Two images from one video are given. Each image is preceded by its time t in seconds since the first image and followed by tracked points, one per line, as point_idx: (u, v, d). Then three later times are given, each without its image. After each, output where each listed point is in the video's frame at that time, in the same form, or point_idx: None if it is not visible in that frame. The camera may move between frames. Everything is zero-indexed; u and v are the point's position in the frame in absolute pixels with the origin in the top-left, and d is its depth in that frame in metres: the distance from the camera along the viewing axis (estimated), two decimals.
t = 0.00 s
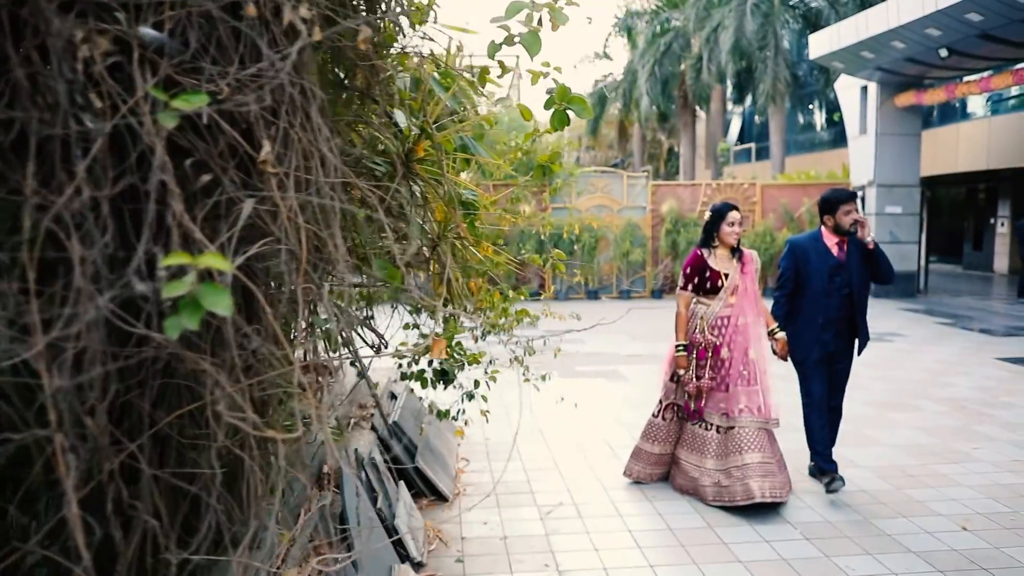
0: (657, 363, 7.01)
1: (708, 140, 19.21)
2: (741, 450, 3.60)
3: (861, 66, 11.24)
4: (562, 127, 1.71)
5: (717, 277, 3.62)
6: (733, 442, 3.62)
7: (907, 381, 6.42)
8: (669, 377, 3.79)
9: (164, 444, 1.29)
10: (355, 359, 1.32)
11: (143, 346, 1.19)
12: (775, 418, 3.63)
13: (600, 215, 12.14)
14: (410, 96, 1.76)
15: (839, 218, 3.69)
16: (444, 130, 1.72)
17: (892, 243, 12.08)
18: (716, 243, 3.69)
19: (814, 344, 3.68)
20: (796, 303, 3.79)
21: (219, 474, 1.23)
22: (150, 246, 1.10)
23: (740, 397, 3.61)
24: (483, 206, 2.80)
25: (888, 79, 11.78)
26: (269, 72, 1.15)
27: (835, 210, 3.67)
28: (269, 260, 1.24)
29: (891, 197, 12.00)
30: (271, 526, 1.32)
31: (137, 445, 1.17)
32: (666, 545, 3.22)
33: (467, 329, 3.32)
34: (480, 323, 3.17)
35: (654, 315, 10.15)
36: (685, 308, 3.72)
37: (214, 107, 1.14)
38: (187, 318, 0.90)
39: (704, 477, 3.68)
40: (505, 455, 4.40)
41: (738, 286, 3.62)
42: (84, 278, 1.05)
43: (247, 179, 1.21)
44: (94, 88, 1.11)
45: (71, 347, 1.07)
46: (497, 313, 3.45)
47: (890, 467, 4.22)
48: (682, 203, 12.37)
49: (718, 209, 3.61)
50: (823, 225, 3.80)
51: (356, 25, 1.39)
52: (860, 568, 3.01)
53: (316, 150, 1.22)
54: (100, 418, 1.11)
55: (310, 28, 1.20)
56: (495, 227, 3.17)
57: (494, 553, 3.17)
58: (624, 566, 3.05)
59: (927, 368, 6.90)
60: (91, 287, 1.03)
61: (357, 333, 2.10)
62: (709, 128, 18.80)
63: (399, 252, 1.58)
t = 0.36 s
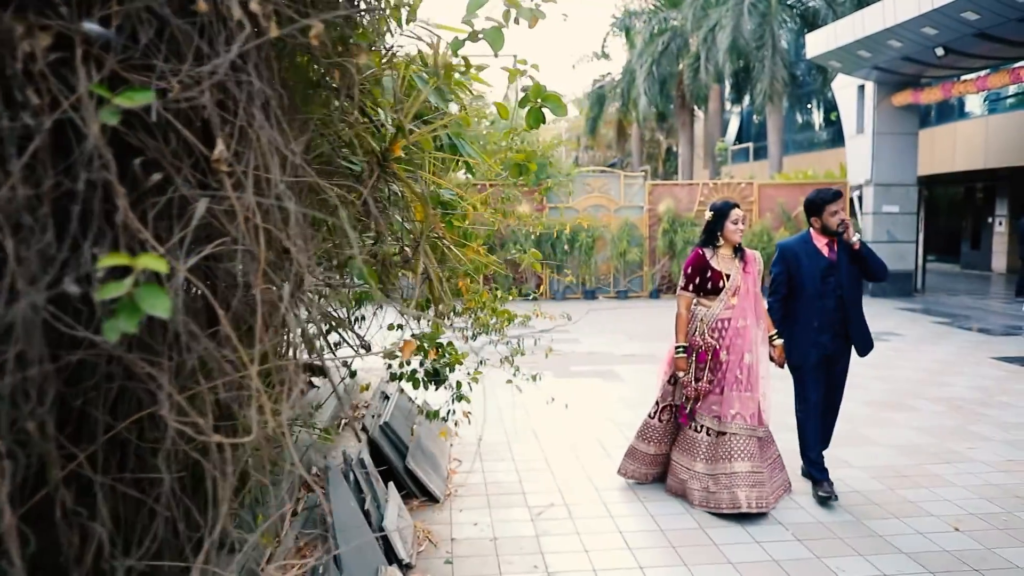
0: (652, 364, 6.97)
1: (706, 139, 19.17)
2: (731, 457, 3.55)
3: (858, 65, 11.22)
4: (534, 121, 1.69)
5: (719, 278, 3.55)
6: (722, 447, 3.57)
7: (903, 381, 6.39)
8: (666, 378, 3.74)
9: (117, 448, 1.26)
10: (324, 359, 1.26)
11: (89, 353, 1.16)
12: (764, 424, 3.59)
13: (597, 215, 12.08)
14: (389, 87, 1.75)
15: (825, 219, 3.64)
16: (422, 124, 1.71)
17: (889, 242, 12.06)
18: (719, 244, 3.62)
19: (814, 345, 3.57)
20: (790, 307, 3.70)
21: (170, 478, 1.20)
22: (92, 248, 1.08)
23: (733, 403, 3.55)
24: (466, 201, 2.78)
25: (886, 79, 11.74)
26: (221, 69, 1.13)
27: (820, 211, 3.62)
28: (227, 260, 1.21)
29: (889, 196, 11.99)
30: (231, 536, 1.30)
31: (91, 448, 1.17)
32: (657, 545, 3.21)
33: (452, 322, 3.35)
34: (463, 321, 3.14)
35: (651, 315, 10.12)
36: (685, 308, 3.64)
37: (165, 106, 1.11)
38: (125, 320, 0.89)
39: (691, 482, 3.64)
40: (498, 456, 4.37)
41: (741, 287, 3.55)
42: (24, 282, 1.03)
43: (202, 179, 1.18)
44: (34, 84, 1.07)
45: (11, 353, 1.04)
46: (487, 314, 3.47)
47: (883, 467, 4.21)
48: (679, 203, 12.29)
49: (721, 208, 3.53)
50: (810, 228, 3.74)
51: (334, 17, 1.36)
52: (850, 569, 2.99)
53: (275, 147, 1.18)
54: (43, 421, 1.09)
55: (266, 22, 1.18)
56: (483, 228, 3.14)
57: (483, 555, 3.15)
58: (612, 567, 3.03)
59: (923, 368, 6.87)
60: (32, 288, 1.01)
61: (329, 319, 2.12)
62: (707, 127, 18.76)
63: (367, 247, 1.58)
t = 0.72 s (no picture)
0: (648, 364, 6.97)
1: (705, 139, 19.14)
2: (730, 464, 3.51)
3: (856, 65, 11.20)
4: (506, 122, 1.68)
5: (720, 278, 3.46)
6: (721, 453, 3.51)
7: (897, 381, 6.38)
8: (664, 381, 3.67)
9: (70, 452, 1.28)
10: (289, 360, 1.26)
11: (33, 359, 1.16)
12: (764, 429, 3.55)
13: (594, 215, 12.05)
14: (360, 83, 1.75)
15: (813, 219, 3.59)
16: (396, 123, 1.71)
17: (887, 242, 12.05)
18: (720, 242, 3.53)
19: (805, 349, 3.54)
20: (780, 312, 3.67)
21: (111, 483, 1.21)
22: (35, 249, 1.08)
23: (733, 408, 3.49)
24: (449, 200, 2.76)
25: (883, 79, 11.71)
26: (167, 71, 1.12)
27: (809, 212, 3.58)
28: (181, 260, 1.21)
29: (886, 196, 11.99)
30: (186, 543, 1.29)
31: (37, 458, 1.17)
32: (648, 548, 3.19)
33: (437, 322, 3.35)
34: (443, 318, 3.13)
35: (647, 315, 10.10)
36: (685, 309, 3.56)
37: (112, 99, 1.10)
38: (55, 324, 0.94)
39: (687, 487, 3.60)
40: (489, 457, 4.36)
41: (742, 288, 3.46)
42: None
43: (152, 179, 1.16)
44: None
45: None
46: (476, 315, 3.49)
47: (876, 468, 4.19)
48: (676, 203, 12.17)
49: (724, 206, 3.45)
50: (799, 229, 3.70)
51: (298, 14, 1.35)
52: (840, 572, 2.98)
53: (232, 149, 1.17)
54: None
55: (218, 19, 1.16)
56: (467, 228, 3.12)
57: (471, 557, 3.14)
58: (602, 569, 3.02)
59: (918, 368, 6.87)
60: None
61: (301, 309, 2.15)
62: (706, 127, 18.73)
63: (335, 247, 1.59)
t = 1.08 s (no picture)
0: (643, 364, 6.94)
1: (703, 138, 19.09)
2: (733, 470, 3.47)
3: (853, 64, 11.17)
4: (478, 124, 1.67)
5: (717, 280, 3.44)
6: (723, 459, 3.48)
7: (892, 381, 6.36)
8: (659, 385, 3.61)
9: (18, 460, 1.39)
10: (242, 362, 1.27)
11: None
12: (764, 433, 3.53)
13: (591, 215, 12.02)
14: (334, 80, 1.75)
15: (802, 219, 3.57)
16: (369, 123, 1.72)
17: (883, 242, 12.04)
18: (718, 243, 3.51)
19: (795, 351, 3.52)
20: (769, 313, 3.64)
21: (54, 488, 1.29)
22: None
23: (733, 412, 3.46)
24: (430, 198, 2.75)
25: (881, 78, 11.67)
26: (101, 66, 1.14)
27: (798, 212, 3.55)
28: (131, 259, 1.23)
29: (883, 196, 11.97)
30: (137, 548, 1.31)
31: None
32: (637, 550, 3.17)
33: (425, 321, 3.34)
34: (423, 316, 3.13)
35: (644, 315, 10.06)
36: (681, 311, 3.52)
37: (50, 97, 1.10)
38: None
39: (687, 498, 3.52)
40: (480, 458, 4.34)
41: (740, 290, 3.44)
42: None
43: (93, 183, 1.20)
44: None
45: None
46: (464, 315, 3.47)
47: (869, 469, 4.17)
48: (673, 203, 12.13)
49: (722, 206, 3.42)
50: (788, 230, 3.67)
51: (257, 11, 1.34)
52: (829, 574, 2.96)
53: (180, 152, 1.18)
54: None
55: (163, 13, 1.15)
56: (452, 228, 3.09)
57: (458, 559, 3.12)
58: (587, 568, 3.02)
59: (913, 368, 6.84)
60: None
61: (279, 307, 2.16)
62: (704, 126, 18.68)
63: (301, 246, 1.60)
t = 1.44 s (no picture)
0: (637, 364, 6.93)
1: (701, 138, 19.05)
2: (735, 473, 3.42)
3: (849, 63, 11.14)
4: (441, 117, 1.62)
5: (711, 280, 3.39)
6: (724, 463, 3.42)
7: (887, 381, 6.33)
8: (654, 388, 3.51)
9: None
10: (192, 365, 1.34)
11: None
12: (762, 434, 3.49)
13: (587, 215, 12.00)
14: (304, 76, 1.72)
15: (791, 218, 3.53)
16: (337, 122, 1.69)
17: (881, 241, 12.03)
18: (711, 243, 3.47)
19: (784, 353, 3.51)
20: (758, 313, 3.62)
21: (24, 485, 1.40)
22: None
23: (731, 414, 3.41)
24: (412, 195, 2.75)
25: (877, 78, 11.66)
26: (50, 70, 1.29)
27: (787, 210, 3.51)
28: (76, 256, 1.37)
29: (880, 196, 11.95)
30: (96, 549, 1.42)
31: None
32: (624, 551, 3.15)
33: (411, 321, 3.32)
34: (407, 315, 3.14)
35: (641, 316, 10.02)
36: (673, 312, 3.46)
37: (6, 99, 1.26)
38: None
39: (691, 506, 3.41)
40: (470, 458, 4.32)
41: (734, 291, 3.40)
42: None
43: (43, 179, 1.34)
44: None
45: None
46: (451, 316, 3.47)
47: (861, 470, 4.16)
48: (670, 202, 12.10)
49: (716, 206, 3.37)
50: (777, 229, 3.64)
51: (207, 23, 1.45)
52: None
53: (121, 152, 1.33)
54: None
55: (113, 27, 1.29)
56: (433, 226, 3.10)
57: (443, 561, 3.10)
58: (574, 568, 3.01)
59: (908, 369, 6.81)
60: None
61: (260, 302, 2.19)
62: (702, 126, 18.64)
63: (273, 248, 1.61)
